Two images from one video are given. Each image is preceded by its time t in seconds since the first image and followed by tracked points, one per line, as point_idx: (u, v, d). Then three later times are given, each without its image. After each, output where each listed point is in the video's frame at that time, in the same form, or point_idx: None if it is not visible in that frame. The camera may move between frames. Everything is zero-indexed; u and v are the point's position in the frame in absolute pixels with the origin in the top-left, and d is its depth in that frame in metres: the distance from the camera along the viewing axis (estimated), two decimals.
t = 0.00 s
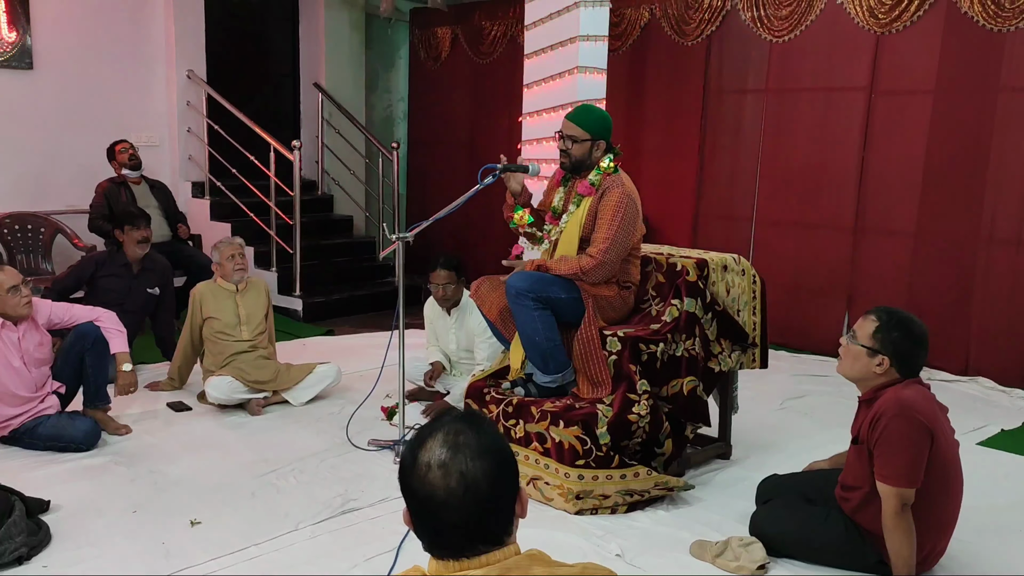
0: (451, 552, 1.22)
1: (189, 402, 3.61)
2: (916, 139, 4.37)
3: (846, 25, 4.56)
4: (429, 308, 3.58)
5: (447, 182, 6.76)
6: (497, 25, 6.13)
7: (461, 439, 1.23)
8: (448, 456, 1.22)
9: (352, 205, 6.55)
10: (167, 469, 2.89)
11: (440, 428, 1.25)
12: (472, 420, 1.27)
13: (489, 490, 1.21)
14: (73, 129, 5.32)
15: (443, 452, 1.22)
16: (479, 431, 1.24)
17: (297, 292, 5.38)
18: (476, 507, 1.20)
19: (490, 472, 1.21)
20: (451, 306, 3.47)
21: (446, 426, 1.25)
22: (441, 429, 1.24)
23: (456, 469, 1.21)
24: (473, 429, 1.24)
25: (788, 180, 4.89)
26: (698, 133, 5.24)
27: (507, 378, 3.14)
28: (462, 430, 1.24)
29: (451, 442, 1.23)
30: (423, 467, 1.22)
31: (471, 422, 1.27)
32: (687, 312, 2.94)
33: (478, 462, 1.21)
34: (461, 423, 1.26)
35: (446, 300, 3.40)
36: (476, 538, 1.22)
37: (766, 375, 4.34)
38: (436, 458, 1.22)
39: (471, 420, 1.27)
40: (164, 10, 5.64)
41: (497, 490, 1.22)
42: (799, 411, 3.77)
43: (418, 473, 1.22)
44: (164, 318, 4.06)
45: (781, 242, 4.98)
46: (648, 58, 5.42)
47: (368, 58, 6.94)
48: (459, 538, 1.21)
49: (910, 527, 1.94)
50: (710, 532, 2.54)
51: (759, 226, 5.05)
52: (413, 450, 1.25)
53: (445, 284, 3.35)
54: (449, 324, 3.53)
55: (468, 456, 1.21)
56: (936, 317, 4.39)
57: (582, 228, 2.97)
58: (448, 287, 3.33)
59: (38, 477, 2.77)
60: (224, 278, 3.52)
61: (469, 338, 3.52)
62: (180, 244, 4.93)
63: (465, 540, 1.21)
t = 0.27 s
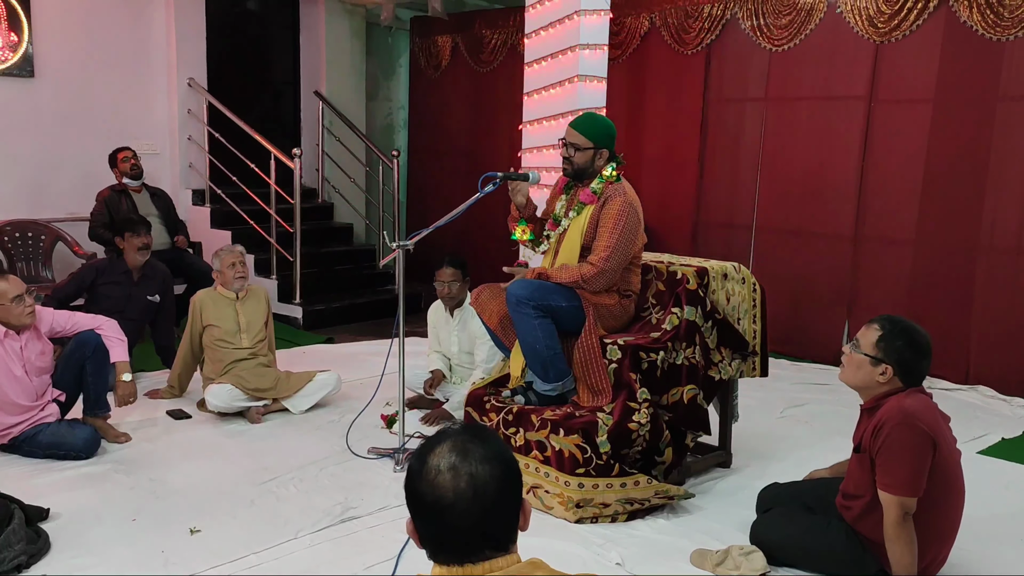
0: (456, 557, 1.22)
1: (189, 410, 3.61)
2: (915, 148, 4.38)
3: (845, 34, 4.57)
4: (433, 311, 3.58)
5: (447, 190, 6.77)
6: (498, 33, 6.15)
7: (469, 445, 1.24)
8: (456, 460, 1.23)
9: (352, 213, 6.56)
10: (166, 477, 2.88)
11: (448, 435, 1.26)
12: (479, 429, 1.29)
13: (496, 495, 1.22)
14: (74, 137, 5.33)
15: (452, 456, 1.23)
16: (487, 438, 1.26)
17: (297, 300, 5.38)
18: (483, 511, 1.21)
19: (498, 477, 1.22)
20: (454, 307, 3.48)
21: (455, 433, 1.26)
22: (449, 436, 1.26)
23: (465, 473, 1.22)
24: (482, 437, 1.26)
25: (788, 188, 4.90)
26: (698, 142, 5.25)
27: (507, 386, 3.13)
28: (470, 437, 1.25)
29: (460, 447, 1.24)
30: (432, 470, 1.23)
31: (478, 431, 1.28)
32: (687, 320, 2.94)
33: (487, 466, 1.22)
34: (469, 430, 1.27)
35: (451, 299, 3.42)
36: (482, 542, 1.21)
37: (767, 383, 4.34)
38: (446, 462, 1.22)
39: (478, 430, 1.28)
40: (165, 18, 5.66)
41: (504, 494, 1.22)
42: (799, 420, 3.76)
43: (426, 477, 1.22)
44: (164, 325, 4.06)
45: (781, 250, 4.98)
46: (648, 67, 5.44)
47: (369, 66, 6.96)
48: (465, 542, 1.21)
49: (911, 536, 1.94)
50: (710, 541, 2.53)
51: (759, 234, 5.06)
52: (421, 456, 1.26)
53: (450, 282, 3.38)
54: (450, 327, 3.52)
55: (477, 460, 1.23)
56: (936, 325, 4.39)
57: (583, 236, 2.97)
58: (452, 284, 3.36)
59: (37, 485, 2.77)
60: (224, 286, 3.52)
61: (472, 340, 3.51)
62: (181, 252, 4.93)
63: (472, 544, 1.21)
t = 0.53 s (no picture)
0: (457, 560, 1.21)
1: (188, 417, 3.61)
2: (915, 156, 4.39)
3: (843, 42, 4.58)
4: (434, 316, 3.60)
5: (447, 197, 6.78)
6: (498, 41, 6.16)
7: (472, 449, 1.25)
8: (458, 463, 1.23)
9: (352, 220, 6.56)
10: (165, 485, 2.88)
11: (451, 441, 1.27)
12: (482, 436, 1.29)
13: (498, 497, 1.21)
14: (75, 144, 5.34)
15: (455, 459, 1.23)
16: (490, 442, 1.27)
17: (297, 307, 5.38)
18: (485, 513, 1.21)
19: (500, 479, 1.22)
20: (455, 310, 3.49)
21: (458, 438, 1.27)
22: (452, 440, 1.26)
23: (467, 475, 1.22)
24: (484, 442, 1.26)
25: (788, 195, 4.90)
26: (697, 149, 5.26)
27: (507, 394, 3.13)
28: (473, 441, 1.26)
29: (463, 451, 1.24)
30: (434, 472, 1.23)
31: (481, 438, 1.29)
32: (687, 328, 2.94)
33: (489, 469, 1.23)
34: (472, 436, 1.28)
35: (451, 301, 3.44)
36: (483, 544, 1.21)
37: (766, 391, 4.34)
38: (448, 464, 1.23)
39: (480, 436, 1.29)
40: (166, 26, 5.67)
41: (507, 496, 1.22)
42: (799, 427, 3.76)
43: (428, 479, 1.23)
44: (164, 332, 4.06)
45: (780, 257, 4.98)
46: (647, 75, 5.45)
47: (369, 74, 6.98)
48: (466, 545, 1.21)
49: (911, 544, 1.93)
50: (710, 549, 2.53)
51: (759, 241, 5.06)
52: (424, 460, 1.26)
53: (451, 284, 3.39)
54: (450, 330, 3.52)
55: (480, 462, 1.23)
56: (936, 332, 4.39)
57: (584, 244, 2.97)
58: (453, 286, 3.38)
59: (36, 492, 2.76)
60: (224, 293, 3.52)
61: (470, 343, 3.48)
62: (180, 260, 4.94)
63: (472, 547, 1.21)
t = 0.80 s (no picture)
0: (456, 564, 1.21)
1: (188, 422, 3.61)
2: (915, 161, 4.39)
3: (843, 47, 4.59)
4: (433, 321, 3.59)
5: (447, 202, 6.78)
6: (498, 46, 6.17)
7: (471, 454, 1.25)
8: (457, 468, 1.23)
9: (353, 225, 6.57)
10: (164, 490, 2.88)
11: (449, 445, 1.27)
12: (481, 441, 1.29)
13: (497, 502, 1.21)
14: (76, 149, 5.35)
15: (453, 464, 1.23)
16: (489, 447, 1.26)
17: (297, 312, 5.38)
18: (483, 518, 1.20)
19: (498, 484, 1.22)
20: (452, 313, 3.49)
21: (456, 443, 1.27)
22: (450, 445, 1.26)
23: (465, 479, 1.22)
24: (483, 447, 1.26)
25: (788, 200, 4.91)
26: (697, 154, 5.26)
27: (506, 399, 3.13)
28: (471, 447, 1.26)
29: (461, 456, 1.24)
30: (432, 478, 1.23)
31: (480, 442, 1.29)
32: (686, 333, 2.94)
33: (487, 474, 1.22)
34: (471, 441, 1.28)
35: (450, 305, 3.44)
36: (482, 548, 1.21)
37: (766, 396, 4.33)
38: (446, 469, 1.23)
39: (479, 441, 1.29)
40: (167, 31, 5.69)
41: (505, 501, 1.22)
42: (799, 433, 3.75)
43: (426, 484, 1.23)
44: (163, 337, 4.07)
45: (780, 262, 4.98)
46: (647, 80, 5.46)
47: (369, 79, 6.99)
48: (465, 549, 1.21)
49: (912, 549, 1.93)
50: (710, 554, 2.52)
51: (759, 246, 5.06)
52: (423, 466, 1.26)
53: (450, 288, 3.40)
54: (449, 334, 3.52)
55: (477, 467, 1.23)
56: (937, 338, 4.39)
57: (584, 251, 2.97)
58: (451, 289, 3.38)
59: (35, 497, 2.76)
60: (225, 298, 3.53)
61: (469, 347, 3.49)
62: (181, 264, 4.94)
63: (471, 552, 1.21)
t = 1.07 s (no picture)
0: (459, 568, 1.22)
1: (191, 424, 3.61)
2: (918, 163, 4.39)
3: (846, 49, 4.58)
4: (435, 323, 3.58)
5: (450, 203, 6.79)
6: (501, 48, 6.17)
7: (473, 457, 1.25)
8: (459, 472, 1.23)
9: (356, 227, 6.57)
10: (167, 492, 2.88)
11: (454, 449, 1.27)
12: (485, 444, 1.29)
13: (499, 506, 1.21)
14: (79, 151, 5.36)
15: (455, 468, 1.24)
16: (492, 451, 1.26)
17: (300, 314, 5.39)
18: (485, 522, 1.20)
19: (501, 489, 1.22)
20: (454, 314, 3.50)
21: (460, 446, 1.27)
22: (454, 449, 1.26)
23: (467, 484, 1.22)
24: (486, 451, 1.26)
25: (791, 202, 4.90)
26: (700, 156, 5.26)
27: (509, 401, 3.13)
28: (475, 451, 1.26)
29: (464, 460, 1.24)
30: (435, 482, 1.23)
31: (484, 446, 1.29)
32: (689, 334, 2.94)
33: (490, 478, 1.22)
34: (474, 445, 1.28)
35: (451, 306, 3.44)
36: (484, 552, 1.21)
37: (769, 398, 4.33)
38: (449, 473, 1.23)
39: (484, 444, 1.29)
40: (171, 34, 5.70)
41: (507, 506, 1.22)
42: (802, 434, 3.75)
43: (429, 488, 1.23)
44: (167, 339, 4.07)
45: (783, 264, 4.98)
46: (650, 82, 5.46)
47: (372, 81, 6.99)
48: (467, 554, 1.21)
49: (915, 552, 1.92)
50: (712, 556, 2.52)
51: (762, 248, 5.05)
52: (427, 470, 1.26)
53: (450, 289, 3.40)
54: (451, 335, 3.52)
55: (479, 471, 1.23)
56: (940, 339, 4.38)
57: (585, 253, 2.97)
58: (452, 291, 3.38)
59: (38, 498, 2.77)
60: (228, 300, 3.53)
61: (471, 348, 3.49)
62: (184, 266, 4.94)
63: (474, 555, 1.21)
